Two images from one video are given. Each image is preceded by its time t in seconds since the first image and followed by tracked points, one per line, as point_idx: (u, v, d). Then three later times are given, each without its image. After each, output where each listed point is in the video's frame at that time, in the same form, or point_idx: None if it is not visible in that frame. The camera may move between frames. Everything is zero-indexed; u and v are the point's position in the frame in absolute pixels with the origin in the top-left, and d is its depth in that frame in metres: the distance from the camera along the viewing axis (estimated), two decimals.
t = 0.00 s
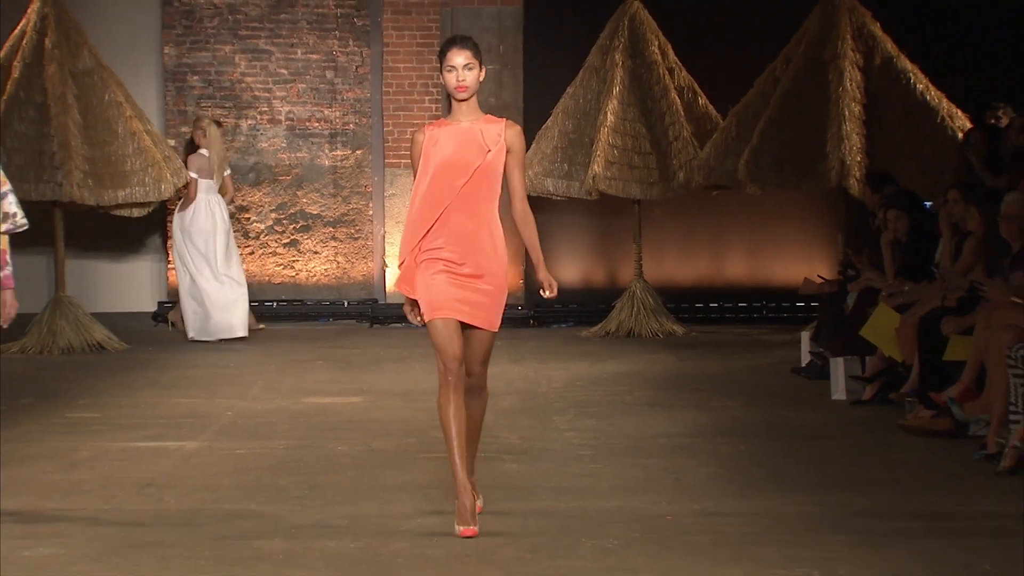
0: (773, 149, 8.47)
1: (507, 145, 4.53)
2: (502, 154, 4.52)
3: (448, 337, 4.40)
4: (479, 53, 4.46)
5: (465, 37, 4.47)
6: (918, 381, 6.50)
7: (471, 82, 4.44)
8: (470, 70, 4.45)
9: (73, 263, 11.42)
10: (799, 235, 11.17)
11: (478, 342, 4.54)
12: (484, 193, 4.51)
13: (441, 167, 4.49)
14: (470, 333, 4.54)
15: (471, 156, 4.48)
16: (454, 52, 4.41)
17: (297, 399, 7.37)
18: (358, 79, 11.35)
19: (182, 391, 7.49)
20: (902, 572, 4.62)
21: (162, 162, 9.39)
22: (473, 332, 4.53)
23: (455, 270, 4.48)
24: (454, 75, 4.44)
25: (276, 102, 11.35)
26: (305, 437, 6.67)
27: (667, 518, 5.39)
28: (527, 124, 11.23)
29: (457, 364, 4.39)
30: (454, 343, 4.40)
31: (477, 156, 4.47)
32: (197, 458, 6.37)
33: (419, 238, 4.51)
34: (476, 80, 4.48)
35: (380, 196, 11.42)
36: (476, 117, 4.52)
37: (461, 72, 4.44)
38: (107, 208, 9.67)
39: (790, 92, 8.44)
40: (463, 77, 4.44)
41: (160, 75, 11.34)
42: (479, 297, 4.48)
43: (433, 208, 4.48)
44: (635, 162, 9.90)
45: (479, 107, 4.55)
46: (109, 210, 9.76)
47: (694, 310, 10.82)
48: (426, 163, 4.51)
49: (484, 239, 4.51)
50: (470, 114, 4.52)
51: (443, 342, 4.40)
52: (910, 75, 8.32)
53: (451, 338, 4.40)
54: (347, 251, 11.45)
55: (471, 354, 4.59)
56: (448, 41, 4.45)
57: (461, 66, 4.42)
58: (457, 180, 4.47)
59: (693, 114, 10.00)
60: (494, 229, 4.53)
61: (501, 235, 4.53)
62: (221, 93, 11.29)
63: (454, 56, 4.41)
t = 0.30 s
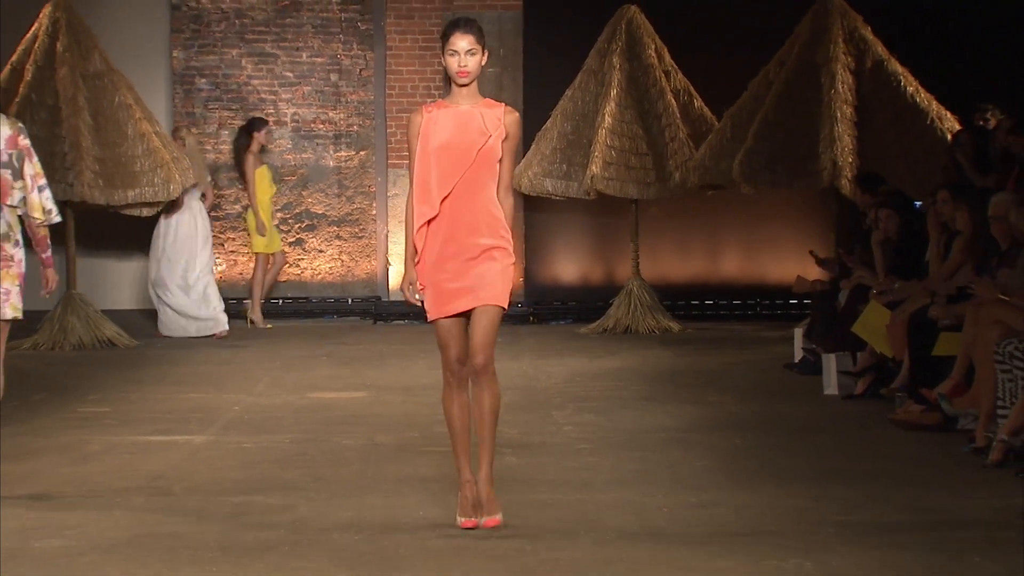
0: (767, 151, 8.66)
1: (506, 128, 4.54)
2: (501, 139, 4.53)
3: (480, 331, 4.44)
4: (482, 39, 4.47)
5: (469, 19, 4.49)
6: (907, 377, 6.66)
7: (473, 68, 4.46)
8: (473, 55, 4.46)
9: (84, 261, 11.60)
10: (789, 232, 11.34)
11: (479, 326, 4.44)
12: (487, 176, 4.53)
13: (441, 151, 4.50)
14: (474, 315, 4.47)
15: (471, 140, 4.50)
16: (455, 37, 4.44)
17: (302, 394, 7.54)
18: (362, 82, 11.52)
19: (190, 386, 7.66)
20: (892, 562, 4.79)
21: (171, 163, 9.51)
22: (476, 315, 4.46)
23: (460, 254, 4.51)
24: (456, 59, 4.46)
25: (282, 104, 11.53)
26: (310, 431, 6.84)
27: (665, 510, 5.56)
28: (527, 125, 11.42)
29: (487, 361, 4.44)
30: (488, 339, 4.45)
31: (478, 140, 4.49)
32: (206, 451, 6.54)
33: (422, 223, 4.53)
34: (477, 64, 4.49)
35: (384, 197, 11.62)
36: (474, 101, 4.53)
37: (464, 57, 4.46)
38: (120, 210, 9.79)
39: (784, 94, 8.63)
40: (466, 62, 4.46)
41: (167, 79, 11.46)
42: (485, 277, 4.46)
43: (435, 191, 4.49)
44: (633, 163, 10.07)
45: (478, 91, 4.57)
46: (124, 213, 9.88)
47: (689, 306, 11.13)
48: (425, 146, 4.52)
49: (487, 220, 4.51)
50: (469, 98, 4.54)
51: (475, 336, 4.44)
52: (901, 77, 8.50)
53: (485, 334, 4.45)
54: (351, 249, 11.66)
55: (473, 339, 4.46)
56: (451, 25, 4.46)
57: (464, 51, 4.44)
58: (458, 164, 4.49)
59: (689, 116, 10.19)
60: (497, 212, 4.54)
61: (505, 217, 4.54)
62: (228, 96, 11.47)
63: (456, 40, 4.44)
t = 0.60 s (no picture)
0: (763, 149, 8.77)
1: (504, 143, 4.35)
2: (499, 155, 4.34)
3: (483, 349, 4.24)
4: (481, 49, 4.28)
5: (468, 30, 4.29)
6: (900, 373, 6.78)
7: (471, 78, 4.26)
8: (472, 65, 4.26)
9: (89, 258, 11.73)
10: (784, 229, 11.46)
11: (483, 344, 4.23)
12: (487, 190, 4.31)
13: (438, 164, 4.29)
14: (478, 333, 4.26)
15: (470, 154, 4.28)
16: (454, 46, 4.24)
17: (305, 388, 7.66)
18: (364, 82, 11.65)
19: (195, 381, 7.78)
20: (884, 553, 4.90)
21: (175, 161, 9.88)
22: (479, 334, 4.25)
23: (459, 272, 4.28)
24: (455, 69, 4.26)
25: (285, 103, 11.66)
26: (313, 425, 6.96)
27: (661, 504, 5.66)
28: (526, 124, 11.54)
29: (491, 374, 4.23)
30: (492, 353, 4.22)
31: (476, 153, 4.27)
32: (210, 444, 6.65)
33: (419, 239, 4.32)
34: (476, 75, 4.29)
35: (385, 195, 11.76)
36: (473, 113, 4.33)
37: (463, 67, 4.25)
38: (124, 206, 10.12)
39: (778, 94, 8.81)
40: (464, 72, 4.25)
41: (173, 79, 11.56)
42: (488, 295, 4.24)
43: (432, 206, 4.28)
44: (630, 161, 10.24)
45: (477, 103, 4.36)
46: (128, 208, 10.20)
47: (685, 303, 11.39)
48: (421, 159, 4.31)
49: (487, 237, 4.29)
50: (467, 110, 4.33)
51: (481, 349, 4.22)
52: (894, 77, 8.65)
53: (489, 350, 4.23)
54: (353, 246, 11.79)
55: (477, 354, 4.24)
56: (450, 35, 4.27)
57: (462, 62, 4.24)
58: (456, 178, 4.27)
59: (685, 115, 10.33)
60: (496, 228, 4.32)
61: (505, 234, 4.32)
62: (232, 95, 11.61)
63: (454, 50, 4.23)
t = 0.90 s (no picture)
0: (755, 155, 9.03)
1: (506, 134, 4.42)
2: (502, 144, 4.41)
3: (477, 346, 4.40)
4: (479, 43, 4.37)
5: (462, 22, 4.38)
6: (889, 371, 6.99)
7: (469, 71, 4.35)
8: (468, 58, 4.35)
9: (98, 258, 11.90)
10: (776, 231, 11.67)
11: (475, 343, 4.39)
12: (486, 183, 4.39)
13: (438, 157, 4.38)
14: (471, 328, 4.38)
15: (470, 147, 4.37)
16: (451, 39, 4.32)
17: (311, 386, 7.88)
18: (368, 87, 11.85)
19: (204, 379, 7.99)
20: (869, 545, 5.09)
21: (185, 165, 10.20)
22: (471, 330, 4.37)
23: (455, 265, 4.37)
24: (452, 63, 4.35)
25: (292, 109, 11.88)
26: (319, 421, 7.17)
27: (657, 498, 5.86)
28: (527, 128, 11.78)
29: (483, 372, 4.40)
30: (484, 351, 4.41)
31: (476, 146, 4.36)
32: (219, 440, 6.86)
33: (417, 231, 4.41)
34: (475, 68, 4.38)
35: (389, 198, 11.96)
36: (475, 106, 4.41)
37: (459, 61, 4.34)
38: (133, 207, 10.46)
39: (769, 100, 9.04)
40: (461, 65, 4.34)
41: (183, 85, 11.84)
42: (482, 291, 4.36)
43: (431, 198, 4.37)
44: (626, 165, 10.48)
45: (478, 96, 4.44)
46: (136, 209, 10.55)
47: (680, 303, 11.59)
48: (422, 152, 4.40)
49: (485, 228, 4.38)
50: (469, 103, 4.41)
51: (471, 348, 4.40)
52: (882, 84, 8.89)
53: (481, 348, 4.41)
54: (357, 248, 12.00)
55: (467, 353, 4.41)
56: (446, 29, 4.36)
57: (459, 54, 4.32)
58: (455, 172, 4.36)
59: (680, 120, 10.56)
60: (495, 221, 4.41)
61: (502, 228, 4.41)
62: (240, 101, 11.84)
63: (451, 43, 4.32)
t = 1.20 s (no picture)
0: (746, 159, 9.31)
1: (508, 144, 4.35)
2: (503, 154, 4.34)
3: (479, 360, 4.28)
4: (481, 50, 4.30)
5: (465, 31, 4.31)
6: (874, 367, 7.28)
7: (471, 79, 4.28)
8: (471, 66, 4.28)
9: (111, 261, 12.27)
10: (765, 230, 11.99)
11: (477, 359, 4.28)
12: (487, 193, 4.31)
13: (438, 168, 4.30)
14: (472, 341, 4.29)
15: (470, 158, 4.29)
16: (454, 47, 4.25)
17: (319, 381, 8.17)
18: (373, 95, 12.26)
19: (215, 374, 8.29)
20: (852, 531, 5.34)
21: (196, 169, 10.59)
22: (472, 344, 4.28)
23: (454, 277, 4.29)
24: (454, 71, 4.28)
25: (300, 115, 12.27)
26: (326, 415, 7.46)
27: (651, 489, 6.13)
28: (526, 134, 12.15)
29: (487, 391, 4.30)
30: (487, 368, 4.29)
31: (476, 157, 4.29)
32: (231, 433, 7.15)
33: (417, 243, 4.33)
34: (477, 77, 4.31)
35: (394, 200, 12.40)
36: (475, 115, 4.34)
37: (461, 69, 4.27)
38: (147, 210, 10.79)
39: (759, 106, 9.38)
40: (463, 73, 4.27)
41: (195, 92, 12.24)
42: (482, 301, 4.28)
43: (432, 210, 4.29)
44: (621, 169, 10.82)
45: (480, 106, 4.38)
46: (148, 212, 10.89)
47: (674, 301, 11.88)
48: (422, 163, 4.32)
49: (485, 240, 4.31)
50: (470, 113, 4.35)
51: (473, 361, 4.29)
52: (867, 91, 9.28)
53: (483, 363, 4.29)
54: (363, 249, 12.36)
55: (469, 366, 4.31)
56: (448, 37, 4.29)
57: (460, 62, 4.25)
58: (455, 183, 4.28)
59: (673, 127, 10.92)
60: (495, 232, 4.33)
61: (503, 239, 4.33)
62: (250, 107, 12.22)
63: (453, 51, 4.25)
